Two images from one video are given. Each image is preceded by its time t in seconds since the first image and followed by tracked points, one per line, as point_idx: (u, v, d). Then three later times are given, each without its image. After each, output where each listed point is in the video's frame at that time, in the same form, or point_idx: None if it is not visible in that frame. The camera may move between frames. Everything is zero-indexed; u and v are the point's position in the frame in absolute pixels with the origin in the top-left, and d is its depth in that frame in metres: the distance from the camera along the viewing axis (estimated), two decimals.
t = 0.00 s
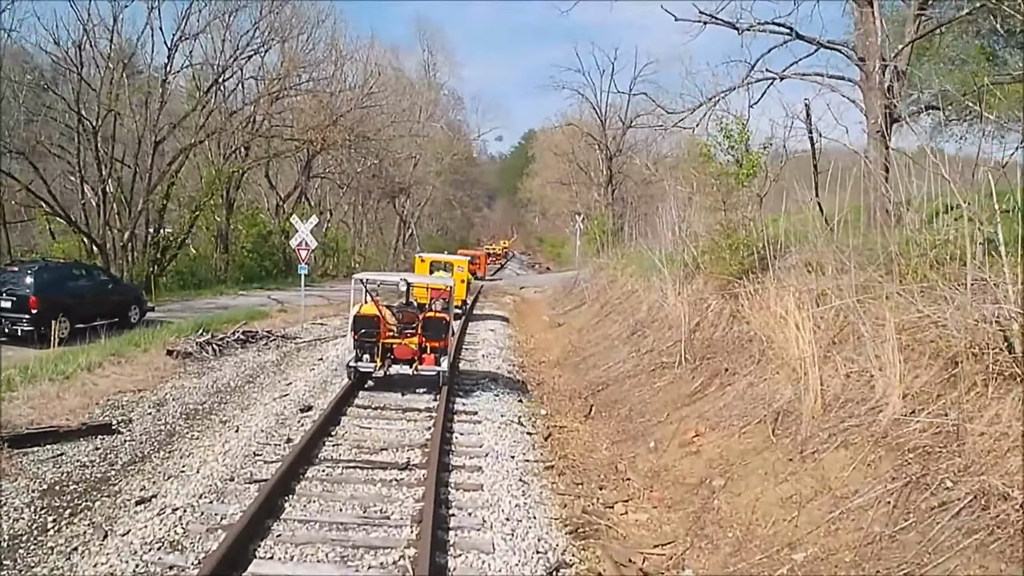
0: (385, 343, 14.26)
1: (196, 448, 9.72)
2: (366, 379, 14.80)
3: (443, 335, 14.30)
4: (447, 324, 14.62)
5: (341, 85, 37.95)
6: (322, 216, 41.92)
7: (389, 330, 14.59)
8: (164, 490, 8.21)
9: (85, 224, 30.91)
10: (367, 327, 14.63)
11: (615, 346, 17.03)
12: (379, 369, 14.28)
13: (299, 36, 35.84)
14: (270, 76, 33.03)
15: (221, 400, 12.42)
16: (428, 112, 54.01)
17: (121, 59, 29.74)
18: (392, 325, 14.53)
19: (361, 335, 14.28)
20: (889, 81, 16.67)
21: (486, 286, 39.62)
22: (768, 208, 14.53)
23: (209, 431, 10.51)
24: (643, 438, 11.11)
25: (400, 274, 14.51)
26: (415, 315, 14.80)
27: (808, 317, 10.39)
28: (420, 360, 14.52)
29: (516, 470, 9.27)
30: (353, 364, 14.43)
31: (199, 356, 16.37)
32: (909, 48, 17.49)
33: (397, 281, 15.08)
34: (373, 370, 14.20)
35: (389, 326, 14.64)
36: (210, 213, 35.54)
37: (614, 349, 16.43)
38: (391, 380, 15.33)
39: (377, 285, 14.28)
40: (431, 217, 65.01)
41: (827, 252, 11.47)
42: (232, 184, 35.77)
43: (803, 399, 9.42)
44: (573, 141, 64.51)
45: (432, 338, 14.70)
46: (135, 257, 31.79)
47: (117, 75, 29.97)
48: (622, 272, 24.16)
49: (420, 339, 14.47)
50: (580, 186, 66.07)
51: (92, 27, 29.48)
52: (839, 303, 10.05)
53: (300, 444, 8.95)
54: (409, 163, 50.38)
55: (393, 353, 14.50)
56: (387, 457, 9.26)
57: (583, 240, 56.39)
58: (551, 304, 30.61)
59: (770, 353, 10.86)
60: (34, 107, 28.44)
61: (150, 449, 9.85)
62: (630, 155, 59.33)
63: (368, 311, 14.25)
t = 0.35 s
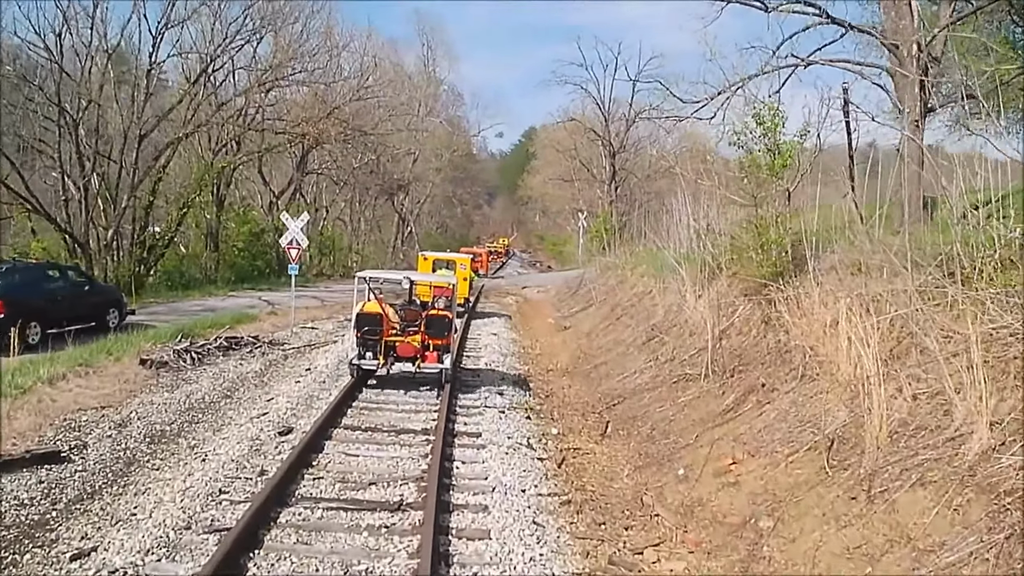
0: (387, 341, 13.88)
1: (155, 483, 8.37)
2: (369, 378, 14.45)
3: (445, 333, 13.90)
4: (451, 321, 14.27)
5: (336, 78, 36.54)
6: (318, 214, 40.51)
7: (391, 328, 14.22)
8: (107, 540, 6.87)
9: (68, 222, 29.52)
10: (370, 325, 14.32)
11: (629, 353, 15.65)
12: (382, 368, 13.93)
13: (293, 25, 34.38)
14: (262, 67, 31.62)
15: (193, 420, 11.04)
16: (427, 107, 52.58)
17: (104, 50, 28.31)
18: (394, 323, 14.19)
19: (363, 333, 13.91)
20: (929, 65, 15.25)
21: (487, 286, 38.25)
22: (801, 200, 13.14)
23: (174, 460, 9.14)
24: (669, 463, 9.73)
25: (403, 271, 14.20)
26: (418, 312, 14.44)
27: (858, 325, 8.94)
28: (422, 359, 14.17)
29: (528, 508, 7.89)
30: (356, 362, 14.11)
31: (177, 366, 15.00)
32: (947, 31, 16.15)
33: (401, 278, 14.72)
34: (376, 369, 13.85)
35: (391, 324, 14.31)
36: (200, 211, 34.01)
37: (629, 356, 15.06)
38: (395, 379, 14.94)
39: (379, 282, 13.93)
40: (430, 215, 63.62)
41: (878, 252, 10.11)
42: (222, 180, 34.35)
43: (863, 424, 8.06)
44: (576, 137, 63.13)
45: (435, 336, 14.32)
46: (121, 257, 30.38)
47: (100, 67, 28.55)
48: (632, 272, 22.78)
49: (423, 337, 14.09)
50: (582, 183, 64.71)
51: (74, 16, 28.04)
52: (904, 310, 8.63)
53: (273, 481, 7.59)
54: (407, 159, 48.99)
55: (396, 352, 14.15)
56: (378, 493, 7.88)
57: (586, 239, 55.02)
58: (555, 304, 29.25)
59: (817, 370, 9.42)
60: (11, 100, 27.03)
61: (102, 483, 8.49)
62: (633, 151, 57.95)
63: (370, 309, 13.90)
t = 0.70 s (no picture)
0: (386, 342, 13.49)
1: (96, 533, 7.03)
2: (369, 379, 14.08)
3: (445, 334, 13.52)
4: (450, 321, 13.90)
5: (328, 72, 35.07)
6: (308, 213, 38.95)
7: (390, 328, 13.84)
8: None
9: (45, 223, 28.00)
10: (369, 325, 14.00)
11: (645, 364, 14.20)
12: (381, 368, 13.57)
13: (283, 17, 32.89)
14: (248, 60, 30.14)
15: (156, 446, 9.67)
16: (422, 104, 51.12)
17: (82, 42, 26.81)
18: (393, 323, 13.85)
19: (361, 334, 13.51)
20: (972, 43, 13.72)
21: (484, 287, 36.81)
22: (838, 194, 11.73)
23: (123, 502, 7.81)
24: (700, 500, 8.38)
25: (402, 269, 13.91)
26: (418, 312, 14.07)
27: (937, 346, 7.59)
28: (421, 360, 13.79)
29: (541, 568, 6.51)
30: (354, 363, 13.75)
31: (145, 380, 13.56)
32: (989, 12, 14.83)
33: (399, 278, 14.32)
34: (374, 369, 13.50)
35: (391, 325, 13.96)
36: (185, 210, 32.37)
37: (643, 367, 13.63)
38: (393, 380, 14.56)
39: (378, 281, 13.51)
40: (425, 215, 62.10)
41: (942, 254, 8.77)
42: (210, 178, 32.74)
43: (953, 467, 6.70)
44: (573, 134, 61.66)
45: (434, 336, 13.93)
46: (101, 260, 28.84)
47: (80, 60, 27.05)
48: (640, 274, 21.34)
49: (421, 337, 13.72)
50: (580, 183, 63.37)
51: (51, 6, 26.52)
52: (989, 325, 7.17)
53: (232, 536, 6.26)
54: (402, 157, 47.57)
55: (395, 352, 13.79)
56: (358, 551, 6.49)
57: (585, 239, 53.68)
58: (556, 307, 27.79)
59: (881, 395, 8.10)
60: None
61: (37, 534, 7.16)
62: (632, 150, 56.63)
63: (369, 309, 13.50)
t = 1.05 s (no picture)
0: (387, 340, 13.49)
1: None
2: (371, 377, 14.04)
3: (445, 332, 13.46)
4: (451, 320, 13.86)
5: (320, 64, 33.67)
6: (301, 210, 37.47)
7: (392, 327, 13.84)
8: None
9: (23, 221, 26.55)
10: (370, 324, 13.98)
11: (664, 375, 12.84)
12: (382, 366, 13.56)
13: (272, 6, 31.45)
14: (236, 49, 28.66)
15: (108, 481, 8.30)
16: (419, 99, 49.66)
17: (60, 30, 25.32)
18: (395, 322, 13.83)
19: (364, 332, 13.52)
20: None
21: (483, 287, 35.49)
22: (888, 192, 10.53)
23: (54, 558, 6.47)
24: (749, 545, 7.13)
25: (402, 268, 13.90)
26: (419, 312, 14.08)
27: None
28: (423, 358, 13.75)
29: None
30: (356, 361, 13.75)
31: (112, 395, 12.14)
32: None
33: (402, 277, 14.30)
34: (376, 367, 13.47)
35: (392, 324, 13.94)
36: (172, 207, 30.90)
37: (663, 379, 12.27)
38: (395, 378, 14.54)
39: (380, 280, 13.53)
40: (422, 213, 60.64)
41: None
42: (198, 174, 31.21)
43: None
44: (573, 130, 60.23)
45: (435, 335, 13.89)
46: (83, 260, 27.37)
47: (58, 50, 25.57)
48: (649, 275, 19.95)
49: (422, 335, 13.68)
50: (580, 180, 62.03)
51: None
52: None
53: None
54: (397, 154, 46.17)
55: (396, 350, 13.75)
56: None
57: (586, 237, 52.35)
58: (558, 309, 26.45)
59: (966, 425, 6.97)
60: None
61: None
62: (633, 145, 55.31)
63: (370, 308, 13.50)
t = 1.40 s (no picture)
0: (390, 338, 13.39)
1: None
2: (374, 375, 13.92)
3: (449, 331, 13.30)
4: (454, 317, 13.70)
5: (313, 56, 32.28)
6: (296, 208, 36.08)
7: (395, 325, 13.76)
8: None
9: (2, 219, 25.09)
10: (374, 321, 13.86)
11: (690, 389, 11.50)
12: (386, 365, 13.43)
13: None
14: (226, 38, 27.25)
15: (43, 530, 6.89)
16: (417, 93, 48.23)
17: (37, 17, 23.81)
18: (398, 320, 13.70)
19: (367, 330, 13.45)
20: None
21: (484, 287, 34.17)
22: (946, 182, 9.39)
23: None
24: None
25: (405, 265, 13.75)
26: (422, 310, 13.98)
27: None
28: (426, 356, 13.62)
29: None
30: (359, 360, 13.63)
31: (73, 415, 10.75)
32: None
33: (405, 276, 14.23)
34: (380, 366, 13.35)
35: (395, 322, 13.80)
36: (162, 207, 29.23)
37: (690, 395, 10.95)
38: (400, 376, 14.50)
39: (384, 278, 13.47)
40: (421, 210, 59.22)
41: None
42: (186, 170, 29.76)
43: None
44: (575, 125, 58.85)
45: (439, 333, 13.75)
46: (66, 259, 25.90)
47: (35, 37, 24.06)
48: (663, 275, 18.61)
49: (425, 333, 13.53)
50: (582, 176, 60.72)
51: None
52: None
53: None
54: (395, 150, 44.80)
55: (399, 349, 13.63)
56: None
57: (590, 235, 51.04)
58: (563, 310, 25.13)
59: None
60: None
61: None
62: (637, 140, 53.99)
63: (374, 306, 13.45)
